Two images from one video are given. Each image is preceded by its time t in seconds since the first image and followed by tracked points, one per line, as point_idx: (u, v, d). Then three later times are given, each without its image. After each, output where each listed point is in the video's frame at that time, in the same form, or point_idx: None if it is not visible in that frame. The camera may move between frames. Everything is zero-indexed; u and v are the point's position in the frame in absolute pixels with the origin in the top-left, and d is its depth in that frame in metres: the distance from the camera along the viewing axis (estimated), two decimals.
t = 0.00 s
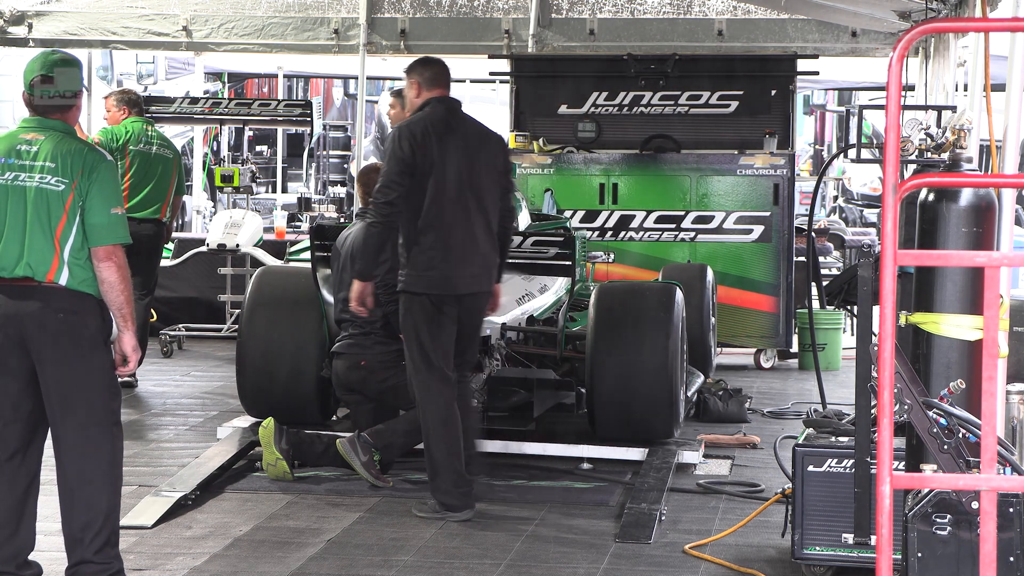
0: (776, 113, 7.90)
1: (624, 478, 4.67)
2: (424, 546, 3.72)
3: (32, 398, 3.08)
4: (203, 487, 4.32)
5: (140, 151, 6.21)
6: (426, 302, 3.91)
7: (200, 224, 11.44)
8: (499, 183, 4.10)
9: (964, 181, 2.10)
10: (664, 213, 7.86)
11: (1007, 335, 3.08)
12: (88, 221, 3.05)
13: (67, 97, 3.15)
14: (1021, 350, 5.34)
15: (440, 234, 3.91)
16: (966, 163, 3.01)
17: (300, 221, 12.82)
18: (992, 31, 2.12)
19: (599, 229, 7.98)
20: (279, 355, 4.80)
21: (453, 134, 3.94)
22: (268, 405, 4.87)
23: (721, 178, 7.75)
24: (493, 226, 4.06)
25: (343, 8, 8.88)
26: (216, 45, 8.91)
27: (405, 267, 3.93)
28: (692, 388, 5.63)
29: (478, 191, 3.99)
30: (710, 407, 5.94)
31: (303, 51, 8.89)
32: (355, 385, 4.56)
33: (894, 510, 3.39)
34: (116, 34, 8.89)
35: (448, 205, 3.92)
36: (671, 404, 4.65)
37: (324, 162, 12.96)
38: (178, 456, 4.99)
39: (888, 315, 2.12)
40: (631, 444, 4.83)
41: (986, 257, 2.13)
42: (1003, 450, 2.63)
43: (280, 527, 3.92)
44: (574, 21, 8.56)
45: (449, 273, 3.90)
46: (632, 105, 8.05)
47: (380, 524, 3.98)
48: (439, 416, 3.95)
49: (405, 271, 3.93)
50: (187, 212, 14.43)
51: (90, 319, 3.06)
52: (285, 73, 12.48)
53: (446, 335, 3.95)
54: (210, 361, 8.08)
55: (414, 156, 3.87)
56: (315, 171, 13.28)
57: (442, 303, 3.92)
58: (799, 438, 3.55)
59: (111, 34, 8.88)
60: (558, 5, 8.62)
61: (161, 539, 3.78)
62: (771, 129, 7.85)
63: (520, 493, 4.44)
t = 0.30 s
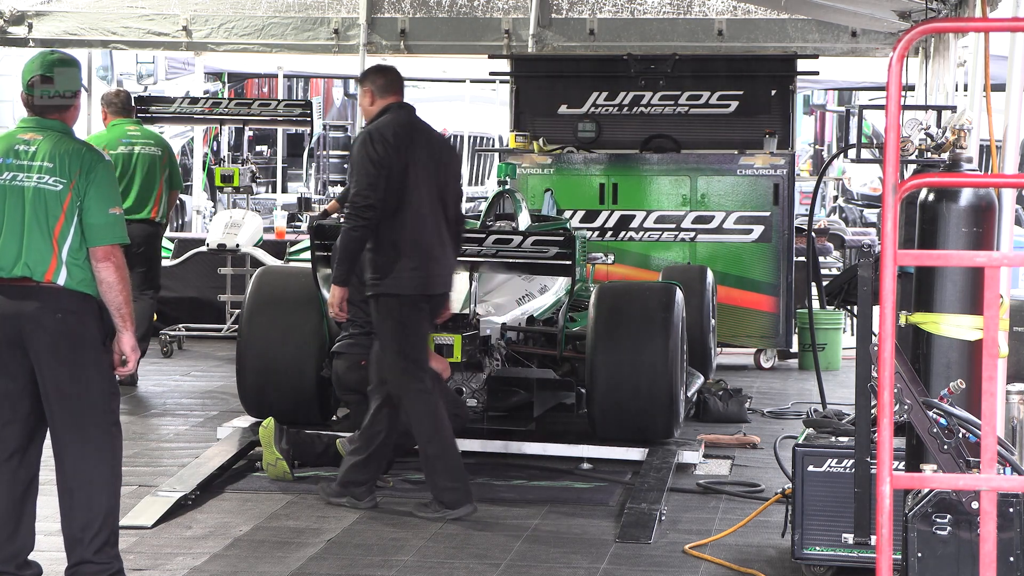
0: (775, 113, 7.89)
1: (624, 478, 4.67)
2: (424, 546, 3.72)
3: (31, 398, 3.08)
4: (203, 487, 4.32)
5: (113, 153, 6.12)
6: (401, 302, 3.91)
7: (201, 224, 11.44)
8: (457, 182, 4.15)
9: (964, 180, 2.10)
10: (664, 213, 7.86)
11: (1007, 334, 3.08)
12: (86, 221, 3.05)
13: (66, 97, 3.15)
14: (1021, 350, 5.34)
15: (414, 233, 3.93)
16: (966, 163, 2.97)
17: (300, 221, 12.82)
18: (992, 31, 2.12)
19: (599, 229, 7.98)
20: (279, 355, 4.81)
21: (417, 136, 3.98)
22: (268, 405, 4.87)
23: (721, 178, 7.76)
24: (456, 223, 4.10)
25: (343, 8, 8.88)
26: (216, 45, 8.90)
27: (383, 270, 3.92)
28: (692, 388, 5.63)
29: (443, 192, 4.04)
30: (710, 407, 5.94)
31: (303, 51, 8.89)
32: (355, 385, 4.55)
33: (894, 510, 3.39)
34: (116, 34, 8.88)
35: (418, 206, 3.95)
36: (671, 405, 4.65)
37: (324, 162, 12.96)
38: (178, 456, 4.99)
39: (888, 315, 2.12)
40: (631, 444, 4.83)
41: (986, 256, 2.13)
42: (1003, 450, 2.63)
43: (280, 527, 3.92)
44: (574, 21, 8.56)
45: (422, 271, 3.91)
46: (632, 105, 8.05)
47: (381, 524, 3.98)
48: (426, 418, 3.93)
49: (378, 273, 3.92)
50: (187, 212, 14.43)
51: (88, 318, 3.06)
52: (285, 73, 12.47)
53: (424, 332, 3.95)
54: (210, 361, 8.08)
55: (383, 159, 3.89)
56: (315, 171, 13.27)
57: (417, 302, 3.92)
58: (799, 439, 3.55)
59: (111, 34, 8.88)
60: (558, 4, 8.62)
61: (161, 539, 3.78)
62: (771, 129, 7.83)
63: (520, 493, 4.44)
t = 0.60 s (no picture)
0: (775, 114, 7.89)
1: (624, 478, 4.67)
2: (424, 546, 3.72)
3: (30, 398, 3.08)
4: (203, 487, 4.32)
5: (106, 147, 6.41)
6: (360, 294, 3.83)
7: (200, 224, 11.44)
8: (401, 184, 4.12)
9: (964, 181, 2.10)
10: (664, 213, 7.87)
11: (1006, 335, 3.08)
12: (85, 221, 3.06)
13: (66, 97, 3.15)
14: (1021, 351, 5.33)
15: (372, 227, 3.85)
16: (966, 163, 2.96)
17: (300, 221, 12.82)
18: (992, 31, 2.12)
19: (599, 229, 7.98)
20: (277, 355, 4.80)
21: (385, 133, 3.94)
22: (267, 405, 4.88)
23: (721, 178, 7.76)
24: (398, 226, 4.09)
25: (343, 8, 8.88)
26: (216, 45, 8.90)
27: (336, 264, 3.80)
28: (692, 389, 5.63)
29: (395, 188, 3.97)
30: (710, 407, 5.94)
31: (303, 51, 8.89)
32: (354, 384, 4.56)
33: (894, 510, 3.38)
34: (116, 34, 8.89)
35: (377, 200, 3.88)
36: (670, 406, 4.65)
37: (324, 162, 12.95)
38: (178, 456, 4.99)
39: (888, 315, 2.12)
40: (631, 444, 4.83)
41: (986, 256, 2.13)
42: (1003, 450, 2.63)
43: (280, 527, 3.92)
44: (574, 21, 8.56)
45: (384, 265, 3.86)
46: (632, 105, 8.06)
47: (381, 524, 3.98)
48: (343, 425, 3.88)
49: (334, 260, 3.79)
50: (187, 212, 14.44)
51: (87, 319, 3.06)
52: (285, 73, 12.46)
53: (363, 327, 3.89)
54: (210, 361, 8.08)
55: (357, 148, 3.80)
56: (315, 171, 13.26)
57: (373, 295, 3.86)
58: (799, 439, 3.55)
59: (111, 34, 8.88)
60: (558, 4, 8.62)
61: (161, 539, 3.78)
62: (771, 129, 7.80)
63: (520, 493, 4.44)
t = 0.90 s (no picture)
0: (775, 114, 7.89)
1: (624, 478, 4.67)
2: (424, 546, 3.72)
3: (30, 398, 3.08)
4: (203, 487, 4.32)
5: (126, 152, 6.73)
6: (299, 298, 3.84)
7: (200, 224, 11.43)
8: (353, 184, 4.11)
9: (964, 180, 2.10)
10: (664, 213, 7.87)
11: (1006, 335, 3.08)
12: (84, 221, 3.06)
13: (65, 97, 3.15)
14: (1021, 351, 5.33)
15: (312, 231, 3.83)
16: (966, 162, 2.96)
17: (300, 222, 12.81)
18: (992, 31, 2.12)
19: (599, 229, 7.98)
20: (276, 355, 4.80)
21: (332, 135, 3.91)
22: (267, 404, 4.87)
23: (721, 178, 7.76)
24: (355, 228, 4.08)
25: (343, 8, 8.88)
26: (216, 45, 8.90)
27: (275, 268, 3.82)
28: (692, 389, 5.63)
29: (342, 191, 3.93)
30: (710, 407, 5.94)
31: (304, 51, 8.89)
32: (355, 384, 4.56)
33: (895, 510, 3.38)
34: (116, 34, 8.89)
35: (319, 205, 3.86)
36: (670, 406, 4.65)
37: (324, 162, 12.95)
38: (177, 456, 4.99)
39: (888, 315, 2.12)
40: (631, 444, 4.83)
41: (986, 256, 2.13)
42: (1003, 450, 2.63)
43: (280, 527, 3.92)
44: (574, 21, 8.56)
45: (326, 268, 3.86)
46: (632, 105, 8.06)
47: (381, 524, 3.98)
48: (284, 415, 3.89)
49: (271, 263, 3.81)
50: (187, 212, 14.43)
51: (87, 319, 3.06)
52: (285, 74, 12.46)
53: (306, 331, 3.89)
54: (211, 361, 8.08)
55: (296, 151, 3.79)
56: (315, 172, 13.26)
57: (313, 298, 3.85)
58: (800, 439, 3.55)
59: (111, 34, 8.88)
60: (558, 4, 8.62)
61: (161, 539, 3.78)
62: (771, 130, 7.81)
63: (520, 493, 4.44)
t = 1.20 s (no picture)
0: (775, 114, 7.89)
1: (624, 478, 4.67)
2: (424, 546, 3.72)
3: (29, 398, 3.08)
4: (203, 487, 4.31)
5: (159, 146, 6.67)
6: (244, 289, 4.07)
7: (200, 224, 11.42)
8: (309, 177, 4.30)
9: (963, 181, 2.10)
10: (664, 212, 7.87)
11: (1006, 335, 3.08)
12: (83, 222, 3.06)
13: (66, 97, 3.15)
14: (1021, 351, 5.33)
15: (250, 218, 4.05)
16: (966, 163, 2.96)
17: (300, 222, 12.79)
18: (992, 31, 2.12)
19: (599, 229, 7.98)
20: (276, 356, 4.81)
21: (271, 128, 4.09)
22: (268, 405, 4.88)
23: (721, 177, 7.76)
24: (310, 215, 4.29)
25: (343, 8, 8.88)
26: (216, 45, 8.90)
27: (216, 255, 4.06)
28: (692, 390, 5.63)
29: (283, 181, 4.13)
30: (710, 407, 5.94)
31: (303, 51, 8.89)
32: (355, 384, 4.55)
33: (895, 510, 3.38)
34: (116, 34, 8.89)
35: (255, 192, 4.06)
36: (671, 406, 4.65)
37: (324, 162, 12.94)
38: (177, 456, 5.00)
39: (888, 315, 2.12)
40: (630, 444, 4.83)
41: (986, 256, 2.13)
42: (1003, 450, 2.63)
43: (280, 527, 3.92)
44: (574, 21, 8.56)
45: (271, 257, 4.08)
46: (632, 105, 8.08)
47: (380, 524, 3.98)
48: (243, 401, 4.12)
49: (221, 259, 4.06)
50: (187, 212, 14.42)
51: (86, 318, 3.06)
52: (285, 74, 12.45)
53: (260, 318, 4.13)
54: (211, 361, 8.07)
55: (231, 148, 4.00)
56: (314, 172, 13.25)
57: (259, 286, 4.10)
58: (799, 439, 3.55)
59: (111, 35, 8.88)
60: (558, 4, 8.62)
61: (161, 539, 3.78)
62: (771, 129, 7.78)
63: (520, 493, 4.44)
